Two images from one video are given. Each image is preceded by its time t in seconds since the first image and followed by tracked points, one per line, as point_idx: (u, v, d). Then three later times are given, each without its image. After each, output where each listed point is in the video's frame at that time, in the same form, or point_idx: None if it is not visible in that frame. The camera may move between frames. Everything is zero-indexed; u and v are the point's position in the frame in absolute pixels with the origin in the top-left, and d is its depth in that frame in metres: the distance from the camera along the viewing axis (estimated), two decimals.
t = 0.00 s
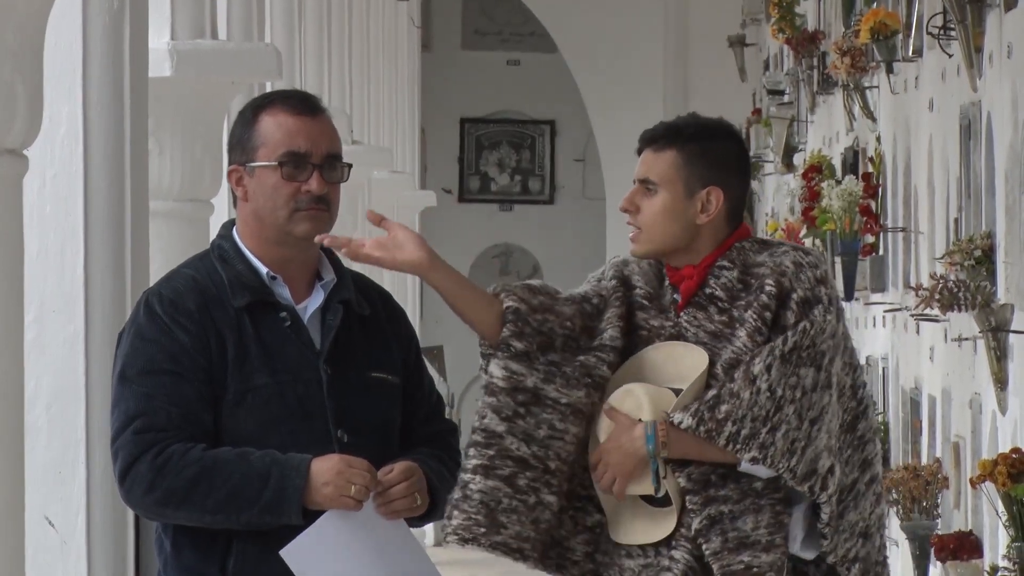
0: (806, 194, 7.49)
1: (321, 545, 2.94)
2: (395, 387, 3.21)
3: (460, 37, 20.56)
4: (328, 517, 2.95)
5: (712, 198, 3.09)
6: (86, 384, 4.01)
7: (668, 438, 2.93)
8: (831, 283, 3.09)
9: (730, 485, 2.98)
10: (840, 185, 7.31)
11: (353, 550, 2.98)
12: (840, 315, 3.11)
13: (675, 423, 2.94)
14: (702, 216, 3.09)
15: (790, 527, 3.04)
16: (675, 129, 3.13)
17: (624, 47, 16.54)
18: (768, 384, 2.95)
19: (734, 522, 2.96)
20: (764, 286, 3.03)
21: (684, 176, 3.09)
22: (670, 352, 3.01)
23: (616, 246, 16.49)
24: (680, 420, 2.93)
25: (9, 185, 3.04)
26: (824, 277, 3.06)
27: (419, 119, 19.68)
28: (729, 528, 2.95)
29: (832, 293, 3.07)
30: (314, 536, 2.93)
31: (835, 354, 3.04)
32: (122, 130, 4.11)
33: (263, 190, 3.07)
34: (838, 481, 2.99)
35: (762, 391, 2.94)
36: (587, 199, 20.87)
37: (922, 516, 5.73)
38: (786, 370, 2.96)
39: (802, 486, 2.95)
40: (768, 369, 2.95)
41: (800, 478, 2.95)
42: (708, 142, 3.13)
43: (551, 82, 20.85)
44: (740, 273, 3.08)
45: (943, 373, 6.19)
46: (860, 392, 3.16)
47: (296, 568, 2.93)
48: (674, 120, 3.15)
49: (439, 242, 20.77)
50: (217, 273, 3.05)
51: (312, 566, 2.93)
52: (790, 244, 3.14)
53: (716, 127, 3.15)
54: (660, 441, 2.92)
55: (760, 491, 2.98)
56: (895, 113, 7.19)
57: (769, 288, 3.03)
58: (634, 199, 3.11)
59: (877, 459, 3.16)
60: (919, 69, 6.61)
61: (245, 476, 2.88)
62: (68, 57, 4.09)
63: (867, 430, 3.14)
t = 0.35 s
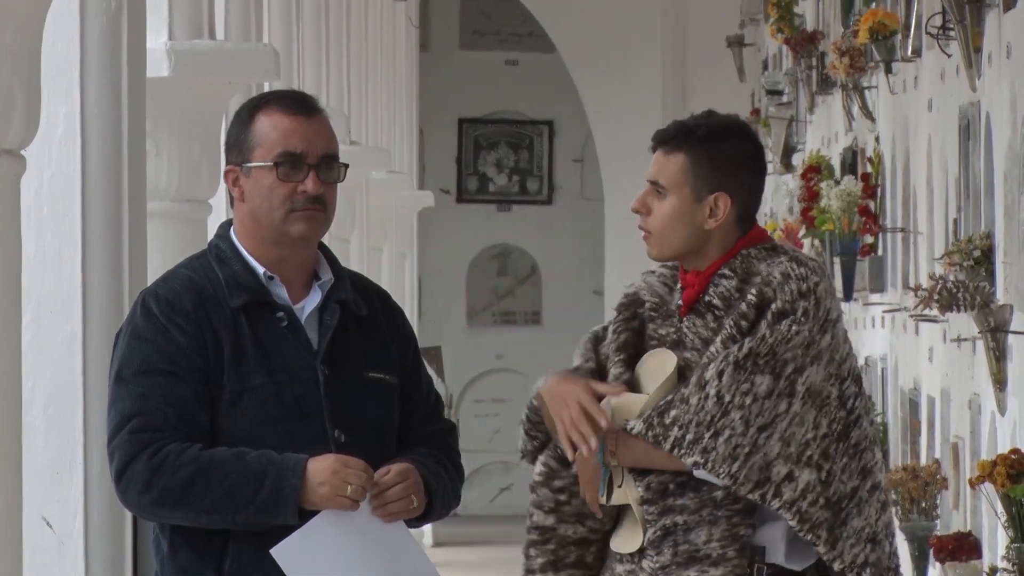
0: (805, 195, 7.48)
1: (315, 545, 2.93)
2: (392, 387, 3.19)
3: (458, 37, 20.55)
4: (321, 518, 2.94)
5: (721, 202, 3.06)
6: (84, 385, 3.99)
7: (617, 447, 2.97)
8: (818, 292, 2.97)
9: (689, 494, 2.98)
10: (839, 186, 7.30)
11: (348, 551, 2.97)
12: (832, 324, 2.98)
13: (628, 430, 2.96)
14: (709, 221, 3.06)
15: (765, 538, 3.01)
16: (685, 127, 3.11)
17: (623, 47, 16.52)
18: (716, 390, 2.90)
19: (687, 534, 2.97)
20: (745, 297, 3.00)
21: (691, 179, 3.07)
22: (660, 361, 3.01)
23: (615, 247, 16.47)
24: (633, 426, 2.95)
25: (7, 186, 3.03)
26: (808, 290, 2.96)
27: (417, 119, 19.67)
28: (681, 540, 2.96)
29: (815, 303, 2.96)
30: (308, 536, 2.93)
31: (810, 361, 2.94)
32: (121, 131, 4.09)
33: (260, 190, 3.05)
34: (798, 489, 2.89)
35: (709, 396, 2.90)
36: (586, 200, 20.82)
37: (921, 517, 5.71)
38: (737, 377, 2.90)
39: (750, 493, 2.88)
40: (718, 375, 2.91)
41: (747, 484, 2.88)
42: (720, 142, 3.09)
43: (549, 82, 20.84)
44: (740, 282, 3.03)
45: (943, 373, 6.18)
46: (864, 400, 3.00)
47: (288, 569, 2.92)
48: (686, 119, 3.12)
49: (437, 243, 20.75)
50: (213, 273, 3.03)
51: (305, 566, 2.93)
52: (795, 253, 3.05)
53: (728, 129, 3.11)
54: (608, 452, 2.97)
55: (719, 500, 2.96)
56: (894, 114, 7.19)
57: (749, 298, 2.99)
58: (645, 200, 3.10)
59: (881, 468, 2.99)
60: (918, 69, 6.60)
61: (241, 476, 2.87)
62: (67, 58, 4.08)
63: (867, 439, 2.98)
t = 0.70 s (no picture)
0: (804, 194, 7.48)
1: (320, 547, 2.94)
2: (392, 387, 3.19)
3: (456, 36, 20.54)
4: (326, 519, 2.94)
5: (735, 204, 3.15)
6: (82, 386, 3.99)
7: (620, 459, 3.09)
8: (821, 302, 3.03)
9: (690, 499, 3.05)
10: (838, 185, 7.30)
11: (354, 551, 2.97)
12: (837, 333, 3.04)
13: (632, 443, 3.08)
14: (724, 224, 3.15)
15: (764, 542, 3.06)
16: (701, 130, 3.20)
17: (621, 47, 16.52)
18: (711, 404, 3.00)
19: (684, 537, 3.04)
20: (746, 305, 3.07)
21: (706, 182, 3.16)
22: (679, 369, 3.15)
23: (613, 247, 16.46)
24: (635, 439, 3.07)
25: (7, 186, 3.02)
26: (808, 298, 3.02)
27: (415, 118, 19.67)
28: (677, 544, 3.04)
29: (815, 313, 3.02)
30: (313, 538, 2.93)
31: (810, 373, 3.01)
32: (119, 129, 4.09)
33: (259, 190, 3.05)
34: (791, 503, 2.99)
35: (704, 410, 3.00)
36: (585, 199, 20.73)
37: (920, 517, 5.71)
38: (733, 391, 2.99)
39: (742, 506, 2.99)
40: (714, 390, 3.00)
41: (739, 497, 2.99)
42: (735, 144, 3.18)
43: (548, 82, 20.83)
44: (751, 285, 3.09)
45: (942, 373, 6.17)
46: (871, 409, 3.07)
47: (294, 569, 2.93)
48: (702, 121, 3.21)
49: (436, 242, 20.73)
50: (212, 272, 3.03)
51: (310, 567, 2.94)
52: (807, 258, 3.09)
53: (744, 132, 3.19)
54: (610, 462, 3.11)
55: (718, 506, 3.04)
56: (893, 113, 7.18)
57: (751, 305, 3.06)
58: (662, 203, 3.21)
59: (888, 478, 3.06)
60: (918, 69, 6.59)
61: (241, 477, 2.87)
62: (65, 57, 4.08)
63: (873, 448, 3.05)
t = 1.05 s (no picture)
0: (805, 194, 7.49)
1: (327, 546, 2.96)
2: (394, 386, 3.20)
3: (458, 36, 20.55)
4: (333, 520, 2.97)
5: (732, 204, 3.13)
6: (85, 385, 4.00)
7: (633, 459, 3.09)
8: (830, 307, 2.99)
9: (700, 500, 3.05)
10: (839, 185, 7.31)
11: (360, 551, 3.00)
12: (846, 337, 3.01)
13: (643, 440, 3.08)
14: (725, 224, 3.14)
15: (775, 544, 3.05)
16: (710, 132, 3.18)
17: (623, 47, 16.52)
18: (717, 408, 2.98)
19: (693, 539, 3.05)
20: (757, 307, 3.06)
21: (707, 183, 3.15)
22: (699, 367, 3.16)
23: (615, 247, 16.47)
24: (645, 438, 3.07)
25: (9, 186, 3.04)
26: (816, 302, 2.99)
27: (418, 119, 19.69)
28: (686, 546, 3.06)
29: (823, 317, 2.99)
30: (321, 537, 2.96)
31: (817, 378, 2.99)
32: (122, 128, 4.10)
33: (260, 190, 3.07)
34: (797, 508, 2.97)
35: (710, 414, 2.99)
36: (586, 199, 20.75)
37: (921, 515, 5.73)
38: (738, 396, 2.97)
39: (747, 511, 2.98)
40: (720, 394, 2.99)
41: (744, 502, 2.98)
42: (740, 145, 3.14)
43: (550, 82, 20.85)
44: (765, 286, 3.07)
45: (943, 372, 6.18)
46: (883, 412, 3.04)
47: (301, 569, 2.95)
48: (713, 122, 3.19)
49: (438, 242, 20.75)
50: (215, 273, 3.04)
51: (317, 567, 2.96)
52: (822, 260, 3.06)
53: (750, 132, 3.15)
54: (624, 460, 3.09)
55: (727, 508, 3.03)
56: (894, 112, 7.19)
57: (760, 308, 3.05)
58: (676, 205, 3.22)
59: (900, 481, 3.05)
60: (919, 68, 6.60)
61: (245, 477, 2.88)
62: (67, 57, 4.09)
63: (884, 452, 3.03)
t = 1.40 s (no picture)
0: (804, 194, 7.48)
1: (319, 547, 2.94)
2: (393, 386, 3.20)
3: (456, 36, 20.55)
4: (327, 519, 2.95)
5: (705, 212, 3.16)
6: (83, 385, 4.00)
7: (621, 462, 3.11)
8: (804, 315, 3.01)
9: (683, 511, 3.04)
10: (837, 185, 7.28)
11: (352, 550, 2.99)
12: (822, 346, 3.02)
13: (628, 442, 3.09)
14: (706, 230, 3.18)
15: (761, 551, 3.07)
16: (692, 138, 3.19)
17: (621, 47, 16.52)
18: (693, 415, 3.00)
19: (677, 552, 3.05)
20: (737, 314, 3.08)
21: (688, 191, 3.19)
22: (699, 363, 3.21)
23: (613, 247, 16.47)
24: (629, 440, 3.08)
25: (8, 186, 3.03)
26: (789, 310, 3.01)
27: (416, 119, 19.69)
28: (671, 559, 3.06)
29: (797, 324, 3.01)
30: (313, 538, 2.94)
31: (792, 387, 2.99)
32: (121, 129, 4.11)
33: (257, 192, 3.07)
34: (769, 517, 2.98)
35: (686, 420, 3.00)
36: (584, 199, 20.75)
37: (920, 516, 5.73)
38: (713, 403, 2.99)
39: (720, 519, 2.99)
40: (697, 401, 3.01)
41: (715, 510, 2.98)
42: (712, 153, 3.13)
43: (548, 82, 20.85)
44: (753, 290, 3.08)
45: (941, 373, 6.18)
46: (860, 422, 3.03)
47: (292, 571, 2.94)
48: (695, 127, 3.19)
49: (436, 242, 20.75)
50: (212, 273, 3.04)
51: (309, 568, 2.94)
52: (807, 266, 3.06)
53: (724, 139, 3.13)
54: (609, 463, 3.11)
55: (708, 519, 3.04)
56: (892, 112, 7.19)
57: (738, 316, 3.07)
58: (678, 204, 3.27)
59: (875, 492, 3.03)
60: (917, 68, 6.60)
61: (245, 478, 2.88)
62: (66, 57, 4.10)
63: (859, 462, 3.02)
